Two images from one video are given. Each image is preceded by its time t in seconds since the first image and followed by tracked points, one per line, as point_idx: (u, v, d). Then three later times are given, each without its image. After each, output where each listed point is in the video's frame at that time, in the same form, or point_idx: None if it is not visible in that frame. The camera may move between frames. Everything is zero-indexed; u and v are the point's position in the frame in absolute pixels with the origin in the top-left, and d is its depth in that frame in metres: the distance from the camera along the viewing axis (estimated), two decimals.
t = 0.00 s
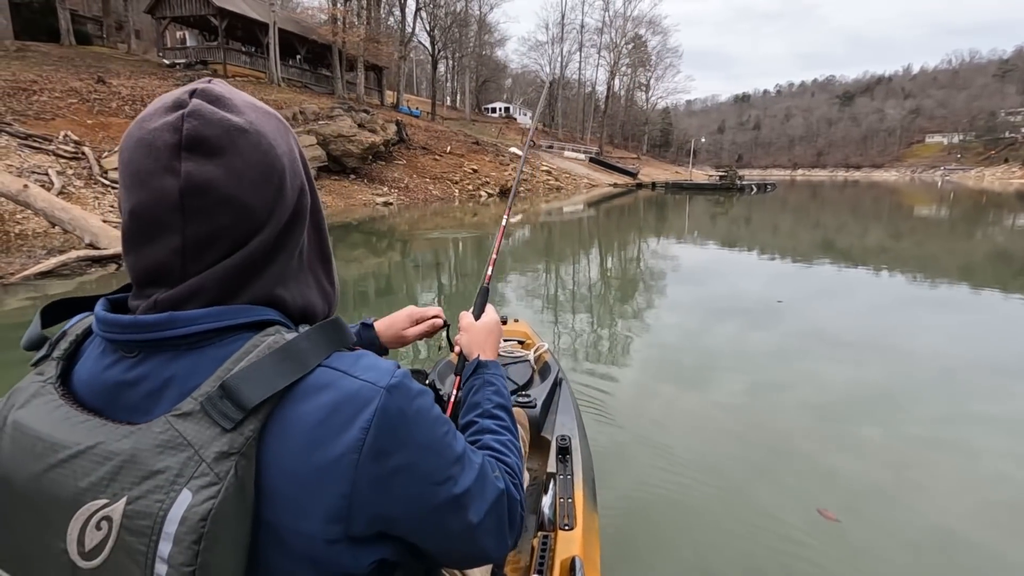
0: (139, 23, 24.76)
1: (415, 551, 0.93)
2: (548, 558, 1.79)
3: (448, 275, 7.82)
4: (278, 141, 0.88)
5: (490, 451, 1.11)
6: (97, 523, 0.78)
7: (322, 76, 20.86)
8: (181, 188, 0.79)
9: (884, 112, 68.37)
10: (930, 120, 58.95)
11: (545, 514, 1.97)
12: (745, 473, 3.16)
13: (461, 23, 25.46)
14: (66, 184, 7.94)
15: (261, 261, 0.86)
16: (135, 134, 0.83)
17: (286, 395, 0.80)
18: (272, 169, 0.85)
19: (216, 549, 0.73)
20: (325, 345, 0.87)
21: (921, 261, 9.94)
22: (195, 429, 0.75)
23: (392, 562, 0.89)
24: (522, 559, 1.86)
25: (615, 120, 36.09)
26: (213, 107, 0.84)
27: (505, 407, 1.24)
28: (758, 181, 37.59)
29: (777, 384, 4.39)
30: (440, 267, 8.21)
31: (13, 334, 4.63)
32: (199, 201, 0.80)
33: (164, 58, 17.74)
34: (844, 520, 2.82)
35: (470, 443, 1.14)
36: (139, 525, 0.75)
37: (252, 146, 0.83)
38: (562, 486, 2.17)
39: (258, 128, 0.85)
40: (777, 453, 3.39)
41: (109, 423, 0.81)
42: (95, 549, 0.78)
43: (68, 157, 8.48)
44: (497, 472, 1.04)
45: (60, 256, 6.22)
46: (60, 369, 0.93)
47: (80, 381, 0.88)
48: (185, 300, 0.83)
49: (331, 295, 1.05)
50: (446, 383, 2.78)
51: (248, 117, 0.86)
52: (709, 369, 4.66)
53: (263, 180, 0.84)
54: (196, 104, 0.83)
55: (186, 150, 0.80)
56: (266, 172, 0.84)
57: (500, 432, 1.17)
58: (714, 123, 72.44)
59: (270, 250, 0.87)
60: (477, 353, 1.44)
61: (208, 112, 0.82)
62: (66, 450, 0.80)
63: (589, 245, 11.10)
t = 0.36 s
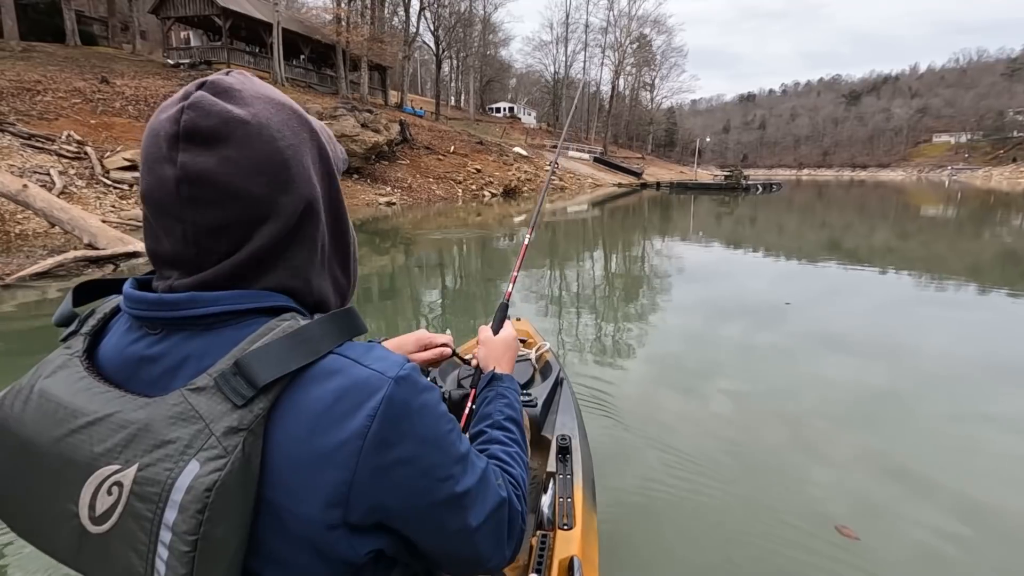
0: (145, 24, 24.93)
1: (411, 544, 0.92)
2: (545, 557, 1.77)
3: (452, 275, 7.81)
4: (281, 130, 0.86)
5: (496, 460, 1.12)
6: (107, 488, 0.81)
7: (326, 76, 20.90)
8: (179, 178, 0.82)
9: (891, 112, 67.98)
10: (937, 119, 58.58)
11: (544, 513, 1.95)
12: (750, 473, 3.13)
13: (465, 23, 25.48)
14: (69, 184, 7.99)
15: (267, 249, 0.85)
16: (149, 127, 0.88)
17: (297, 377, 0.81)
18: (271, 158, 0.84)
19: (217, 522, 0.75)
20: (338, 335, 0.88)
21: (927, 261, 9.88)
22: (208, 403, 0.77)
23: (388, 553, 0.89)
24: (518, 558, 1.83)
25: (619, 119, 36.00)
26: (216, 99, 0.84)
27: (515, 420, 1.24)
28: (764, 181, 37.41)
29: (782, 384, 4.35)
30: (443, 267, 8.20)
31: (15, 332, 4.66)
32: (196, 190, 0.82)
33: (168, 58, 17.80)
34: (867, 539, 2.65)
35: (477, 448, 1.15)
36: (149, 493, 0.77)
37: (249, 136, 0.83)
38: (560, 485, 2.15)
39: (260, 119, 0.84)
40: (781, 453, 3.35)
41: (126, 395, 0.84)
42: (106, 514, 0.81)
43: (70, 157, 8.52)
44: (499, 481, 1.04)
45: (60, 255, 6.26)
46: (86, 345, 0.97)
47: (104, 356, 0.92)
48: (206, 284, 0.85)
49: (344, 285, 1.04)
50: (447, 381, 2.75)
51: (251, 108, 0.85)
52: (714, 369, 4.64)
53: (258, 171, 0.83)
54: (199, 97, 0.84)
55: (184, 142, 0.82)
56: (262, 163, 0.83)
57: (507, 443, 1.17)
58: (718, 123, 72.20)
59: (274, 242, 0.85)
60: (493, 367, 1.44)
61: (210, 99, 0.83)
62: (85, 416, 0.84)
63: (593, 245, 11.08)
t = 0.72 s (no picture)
0: (150, 24, 25.00)
1: (375, 541, 0.91)
2: (546, 557, 1.74)
3: (455, 275, 7.80)
4: (243, 114, 0.84)
5: (500, 460, 1.12)
6: (85, 435, 0.85)
7: (330, 76, 20.90)
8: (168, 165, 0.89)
9: (897, 111, 67.58)
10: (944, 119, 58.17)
11: (544, 512, 1.93)
12: (751, 474, 3.12)
13: (469, 23, 25.43)
14: (70, 184, 8.00)
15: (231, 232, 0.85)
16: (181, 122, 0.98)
17: (271, 356, 0.82)
18: (226, 141, 0.83)
19: (165, 481, 0.76)
20: (322, 322, 0.88)
21: (934, 262, 9.81)
22: (182, 369, 0.80)
23: (348, 547, 0.88)
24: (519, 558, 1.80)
25: (624, 119, 35.88)
26: (203, 92, 0.89)
27: (527, 420, 1.24)
28: (769, 181, 37.24)
29: (786, 384, 4.32)
30: (446, 267, 8.20)
31: (15, 330, 4.67)
32: (174, 176, 0.88)
33: (172, 58, 17.83)
34: (891, 569, 2.47)
35: (481, 449, 1.15)
36: (111, 443, 0.81)
37: (212, 122, 0.83)
38: (561, 485, 2.13)
39: (224, 105, 0.84)
40: (781, 452, 3.35)
41: (128, 352, 0.89)
42: (80, 459, 0.85)
43: (73, 157, 8.54)
44: (495, 479, 1.03)
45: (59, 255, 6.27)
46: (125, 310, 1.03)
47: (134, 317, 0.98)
48: (210, 260, 0.90)
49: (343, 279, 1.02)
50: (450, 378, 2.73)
51: (227, 96, 0.86)
52: (716, 369, 4.62)
53: (213, 153, 0.83)
54: (195, 92, 0.90)
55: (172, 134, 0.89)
56: (217, 145, 0.83)
57: (515, 444, 1.17)
58: (724, 122, 71.91)
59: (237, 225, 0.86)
60: (509, 364, 1.45)
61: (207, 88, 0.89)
62: (86, 367, 0.89)
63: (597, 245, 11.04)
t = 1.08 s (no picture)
0: (155, 25, 25.14)
1: (390, 541, 0.89)
2: (549, 557, 1.73)
3: (458, 275, 7.80)
4: (292, 125, 0.86)
5: (508, 469, 1.09)
6: (107, 440, 0.83)
7: (333, 75, 20.94)
8: (200, 168, 0.87)
9: (903, 111, 67.21)
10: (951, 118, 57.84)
11: (548, 513, 1.91)
12: (757, 474, 3.08)
13: (473, 23, 25.45)
14: (71, 184, 8.02)
15: (270, 236, 0.86)
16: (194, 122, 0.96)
17: (294, 358, 0.81)
18: (274, 151, 0.84)
19: (195, 482, 0.75)
20: (341, 325, 0.87)
21: (939, 262, 9.76)
22: (206, 372, 0.78)
23: (365, 546, 0.86)
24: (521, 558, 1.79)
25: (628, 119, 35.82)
26: (239, 97, 0.88)
27: (535, 429, 1.22)
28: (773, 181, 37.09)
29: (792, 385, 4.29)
30: (449, 266, 8.20)
31: (17, 329, 4.68)
32: (210, 179, 0.86)
33: (176, 58, 17.89)
34: None
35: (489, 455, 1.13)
36: (139, 447, 0.78)
37: (258, 131, 0.85)
38: (565, 485, 2.10)
39: (272, 115, 0.86)
40: (786, 450, 3.33)
41: (143, 357, 0.87)
42: (103, 464, 0.83)
43: (74, 157, 8.57)
44: (505, 488, 1.01)
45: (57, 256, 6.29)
46: (131, 314, 1.01)
47: (141, 321, 0.96)
48: (227, 262, 0.87)
49: (376, 276, 1.04)
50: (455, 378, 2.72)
51: (268, 105, 0.87)
52: (721, 369, 4.59)
53: (262, 161, 0.84)
54: (224, 95, 0.88)
55: (206, 137, 0.87)
56: (266, 153, 0.84)
57: (523, 453, 1.14)
58: (729, 122, 71.71)
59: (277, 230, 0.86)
60: (519, 375, 1.43)
61: (262, 87, 0.90)
62: (100, 372, 0.87)
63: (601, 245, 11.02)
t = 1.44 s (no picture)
0: (160, 25, 25.23)
1: (399, 537, 0.87)
2: (552, 557, 1.71)
3: (461, 275, 7.79)
4: (294, 124, 0.84)
5: (507, 462, 1.06)
6: (115, 440, 0.81)
7: (337, 75, 20.96)
8: (200, 171, 0.84)
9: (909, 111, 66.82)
10: (957, 118, 57.46)
11: (550, 512, 1.89)
12: (760, 475, 3.05)
13: (477, 22, 25.43)
14: (71, 184, 8.04)
15: (276, 237, 0.84)
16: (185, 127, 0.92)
17: (300, 354, 0.79)
18: (280, 153, 0.83)
19: (207, 479, 0.73)
20: (344, 321, 0.85)
21: (945, 263, 9.69)
22: (213, 370, 0.76)
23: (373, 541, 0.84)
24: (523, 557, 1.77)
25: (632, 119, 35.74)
26: (236, 97, 0.85)
27: (533, 422, 1.19)
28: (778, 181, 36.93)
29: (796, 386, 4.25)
30: (451, 267, 8.19)
31: (17, 327, 4.68)
32: (213, 183, 0.83)
33: (180, 58, 17.94)
34: None
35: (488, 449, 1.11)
36: (147, 446, 0.76)
37: (261, 132, 0.82)
38: (568, 485, 2.08)
39: (274, 116, 0.84)
40: (789, 451, 3.30)
41: (147, 358, 0.85)
42: (112, 465, 0.81)
43: (75, 157, 8.59)
44: (507, 481, 0.98)
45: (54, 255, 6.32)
46: (131, 316, 0.99)
47: (142, 323, 0.93)
48: (228, 261, 0.85)
49: (375, 272, 1.02)
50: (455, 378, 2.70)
51: (267, 105, 0.84)
52: (725, 370, 4.56)
53: (268, 162, 0.82)
54: (221, 97, 0.85)
55: (204, 140, 0.84)
56: (273, 155, 0.82)
57: (522, 446, 1.12)
58: (734, 122, 71.46)
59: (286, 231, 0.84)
60: (518, 366, 1.40)
61: (259, 88, 0.87)
62: (104, 374, 0.85)
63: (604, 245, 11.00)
